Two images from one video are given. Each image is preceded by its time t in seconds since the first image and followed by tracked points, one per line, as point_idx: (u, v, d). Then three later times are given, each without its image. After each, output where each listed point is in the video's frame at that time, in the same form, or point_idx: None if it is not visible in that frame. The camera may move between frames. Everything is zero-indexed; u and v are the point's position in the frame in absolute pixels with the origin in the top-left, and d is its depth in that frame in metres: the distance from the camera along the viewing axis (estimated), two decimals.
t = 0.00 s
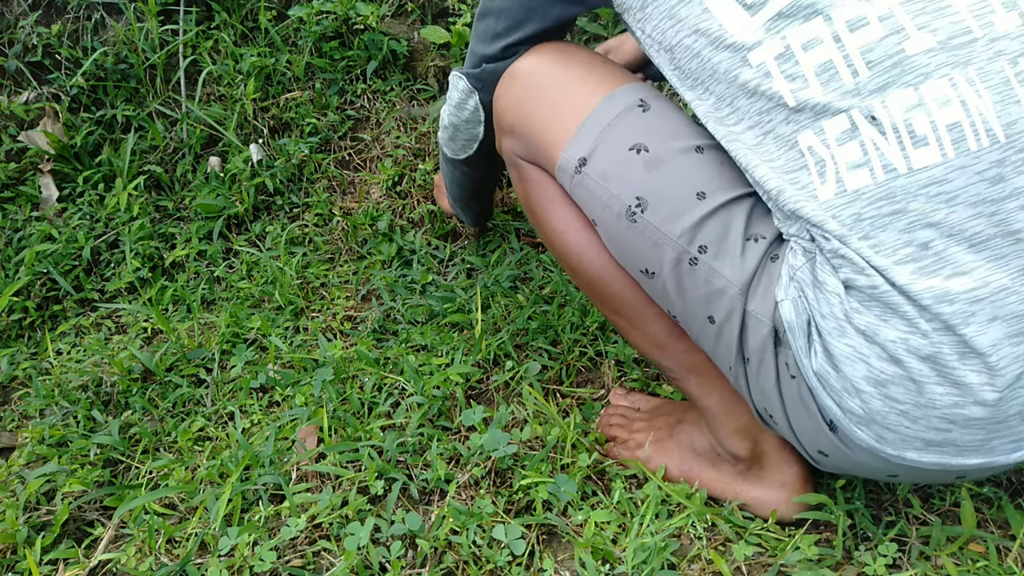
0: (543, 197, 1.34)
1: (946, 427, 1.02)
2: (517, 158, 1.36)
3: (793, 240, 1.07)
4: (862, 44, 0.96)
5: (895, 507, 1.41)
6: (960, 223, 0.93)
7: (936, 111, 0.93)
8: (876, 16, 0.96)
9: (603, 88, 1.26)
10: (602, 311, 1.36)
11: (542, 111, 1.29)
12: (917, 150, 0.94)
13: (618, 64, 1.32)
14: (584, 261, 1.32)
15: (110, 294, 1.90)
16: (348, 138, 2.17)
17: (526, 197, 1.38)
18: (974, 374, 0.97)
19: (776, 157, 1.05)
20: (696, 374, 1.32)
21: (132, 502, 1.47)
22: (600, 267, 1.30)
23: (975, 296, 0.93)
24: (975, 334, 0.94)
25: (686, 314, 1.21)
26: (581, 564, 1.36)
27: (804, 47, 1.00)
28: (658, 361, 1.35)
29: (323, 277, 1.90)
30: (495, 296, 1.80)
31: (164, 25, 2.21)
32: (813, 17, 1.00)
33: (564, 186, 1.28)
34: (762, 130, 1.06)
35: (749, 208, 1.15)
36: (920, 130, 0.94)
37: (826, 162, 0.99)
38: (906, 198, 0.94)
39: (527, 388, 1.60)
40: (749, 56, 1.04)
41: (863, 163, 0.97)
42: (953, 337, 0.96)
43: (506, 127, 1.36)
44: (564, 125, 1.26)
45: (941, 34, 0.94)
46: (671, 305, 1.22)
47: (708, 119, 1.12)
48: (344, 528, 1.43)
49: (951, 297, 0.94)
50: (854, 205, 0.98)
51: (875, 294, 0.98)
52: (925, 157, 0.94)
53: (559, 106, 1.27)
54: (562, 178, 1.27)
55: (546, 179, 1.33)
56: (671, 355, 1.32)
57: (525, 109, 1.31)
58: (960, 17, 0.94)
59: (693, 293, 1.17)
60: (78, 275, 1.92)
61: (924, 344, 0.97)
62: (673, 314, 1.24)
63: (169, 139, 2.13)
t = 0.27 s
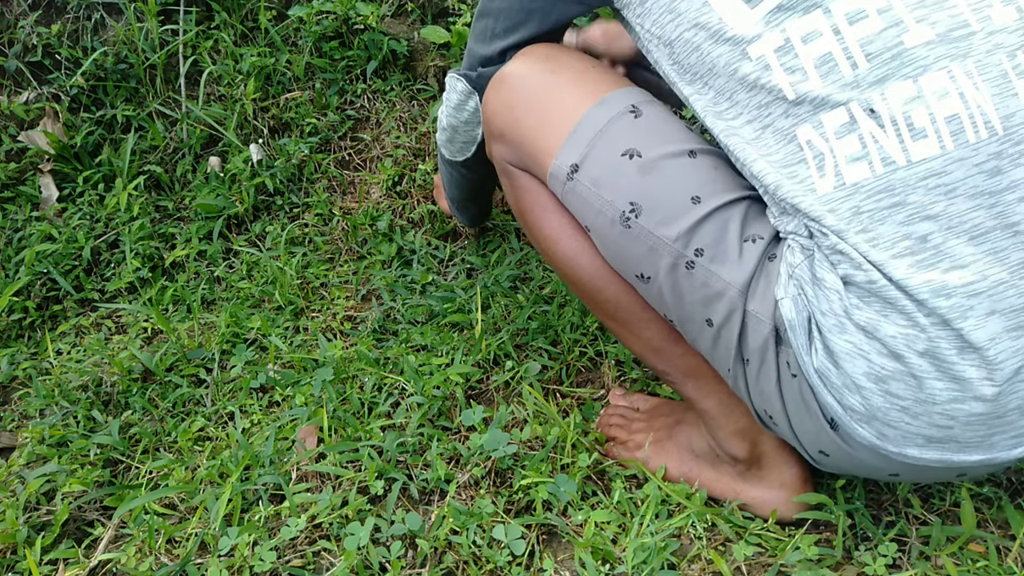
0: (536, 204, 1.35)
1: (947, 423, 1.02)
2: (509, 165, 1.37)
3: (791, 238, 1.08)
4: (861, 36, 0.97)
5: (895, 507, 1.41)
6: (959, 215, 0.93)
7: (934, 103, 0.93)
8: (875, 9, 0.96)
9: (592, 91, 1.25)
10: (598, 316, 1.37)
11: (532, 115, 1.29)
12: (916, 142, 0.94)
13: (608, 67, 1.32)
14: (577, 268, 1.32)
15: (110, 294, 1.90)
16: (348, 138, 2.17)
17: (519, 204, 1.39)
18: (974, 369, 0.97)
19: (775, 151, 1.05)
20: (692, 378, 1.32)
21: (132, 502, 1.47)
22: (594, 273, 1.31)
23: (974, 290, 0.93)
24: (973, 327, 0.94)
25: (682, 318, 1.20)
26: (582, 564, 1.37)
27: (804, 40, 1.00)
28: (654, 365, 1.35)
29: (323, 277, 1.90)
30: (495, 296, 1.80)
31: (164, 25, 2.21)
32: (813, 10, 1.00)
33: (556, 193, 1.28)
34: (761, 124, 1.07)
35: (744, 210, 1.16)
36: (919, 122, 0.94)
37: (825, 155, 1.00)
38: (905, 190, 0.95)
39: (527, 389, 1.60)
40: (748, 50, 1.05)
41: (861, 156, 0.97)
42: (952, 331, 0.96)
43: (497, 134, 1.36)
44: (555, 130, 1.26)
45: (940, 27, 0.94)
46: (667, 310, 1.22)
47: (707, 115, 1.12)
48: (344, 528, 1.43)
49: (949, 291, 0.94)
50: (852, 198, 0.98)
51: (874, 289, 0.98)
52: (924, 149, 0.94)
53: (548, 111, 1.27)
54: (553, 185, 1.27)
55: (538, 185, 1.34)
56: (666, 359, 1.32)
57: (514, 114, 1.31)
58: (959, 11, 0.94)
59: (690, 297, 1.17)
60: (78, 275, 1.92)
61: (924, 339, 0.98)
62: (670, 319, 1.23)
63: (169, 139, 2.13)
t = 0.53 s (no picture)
0: (541, 201, 1.34)
1: (969, 402, 1.00)
2: (513, 161, 1.35)
3: (801, 223, 1.09)
4: (864, 21, 0.98)
5: (895, 507, 1.41)
6: (972, 190, 0.93)
7: (941, 80, 0.94)
8: None
9: (598, 83, 1.25)
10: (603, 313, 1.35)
11: (538, 108, 1.28)
12: (924, 119, 0.95)
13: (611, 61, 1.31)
14: (584, 263, 1.31)
15: (110, 294, 1.91)
16: (348, 138, 2.17)
17: (524, 201, 1.37)
18: (993, 344, 0.95)
19: (784, 139, 1.07)
20: (696, 378, 1.32)
21: (132, 502, 1.47)
22: (602, 268, 1.30)
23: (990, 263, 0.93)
24: (990, 300, 0.93)
25: (696, 310, 1.20)
26: (581, 564, 1.36)
27: (807, 28, 1.02)
28: (658, 364, 1.34)
29: (323, 277, 1.90)
30: (495, 296, 1.80)
31: (164, 25, 2.21)
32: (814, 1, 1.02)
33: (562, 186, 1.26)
34: (768, 114, 1.08)
35: (757, 199, 1.15)
36: (926, 99, 0.94)
37: (834, 138, 1.01)
38: (915, 167, 0.95)
39: (527, 389, 1.59)
40: (753, 42, 1.06)
41: (870, 136, 0.98)
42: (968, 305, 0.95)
43: (501, 129, 1.35)
44: (563, 122, 1.24)
45: (940, 10, 0.95)
46: (679, 302, 1.21)
47: (717, 111, 1.16)
48: (344, 528, 1.43)
49: (964, 266, 0.93)
50: (863, 178, 0.99)
51: (887, 267, 0.98)
52: (932, 126, 0.94)
53: (555, 104, 1.26)
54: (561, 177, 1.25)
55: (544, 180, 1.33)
56: (672, 358, 1.32)
57: (520, 108, 1.30)
58: None
59: (705, 287, 1.16)
60: (78, 275, 1.92)
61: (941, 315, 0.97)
62: (681, 311, 1.22)
63: (169, 139, 2.13)
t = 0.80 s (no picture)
0: (545, 191, 1.33)
1: (990, 359, 0.99)
2: (516, 152, 1.35)
3: (810, 193, 1.11)
4: None
5: (895, 507, 1.41)
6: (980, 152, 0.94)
7: (943, 50, 0.96)
8: None
9: (602, 70, 1.26)
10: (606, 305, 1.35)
11: (543, 95, 1.28)
12: (929, 88, 0.96)
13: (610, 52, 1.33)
14: (589, 254, 1.31)
15: (110, 294, 1.91)
16: (348, 138, 2.17)
17: (527, 192, 1.36)
18: (1009, 298, 0.95)
19: (792, 115, 1.09)
20: (698, 371, 1.32)
21: (132, 502, 1.47)
22: (606, 256, 1.30)
23: (1000, 219, 0.93)
24: (1004, 255, 0.94)
25: (708, 289, 1.20)
26: (581, 564, 1.36)
27: (811, 5, 1.04)
28: (660, 356, 1.34)
29: (323, 277, 1.90)
30: (495, 296, 1.80)
31: (164, 25, 2.21)
32: None
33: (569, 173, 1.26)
34: (775, 92, 1.10)
35: (764, 176, 1.17)
36: (930, 68, 0.96)
37: (841, 110, 1.03)
38: (922, 133, 0.97)
39: (527, 389, 1.59)
40: (758, 22, 1.08)
41: (876, 106, 1.00)
42: (982, 260, 0.95)
43: (504, 120, 1.34)
44: (569, 109, 1.25)
45: None
46: (691, 282, 1.21)
47: (723, 91, 1.16)
48: (344, 528, 1.43)
49: (975, 222, 0.94)
50: (870, 147, 1.01)
51: (899, 226, 0.99)
52: (937, 94, 0.96)
53: (560, 90, 1.26)
54: (567, 164, 1.25)
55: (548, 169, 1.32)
56: (676, 349, 1.32)
57: (524, 96, 1.30)
58: None
59: (717, 264, 1.17)
60: (78, 275, 1.92)
61: (956, 272, 0.97)
62: (693, 292, 1.22)
63: (169, 139, 2.13)
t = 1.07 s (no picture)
0: (541, 195, 1.32)
1: (999, 336, 0.98)
2: (511, 156, 1.34)
3: (812, 180, 1.12)
4: None
5: (895, 507, 1.41)
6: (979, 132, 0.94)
7: (933, 38, 0.98)
8: None
9: (596, 70, 1.26)
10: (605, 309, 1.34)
11: (537, 98, 1.27)
12: (923, 75, 0.98)
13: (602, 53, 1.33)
14: (587, 258, 1.30)
15: (110, 294, 1.91)
16: (348, 138, 2.17)
17: (523, 197, 1.35)
18: (1015, 275, 0.95)
19: (789, 110, 1.10)
20: (698, 371, 1.32)
21: (132, 502, 1.47)
22: (603, 260, 1.29)
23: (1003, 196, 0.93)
24: (1007, 232, 0.93)
25: (714, 284, 1.19)
26: (581, 564, 1.36)
27: (804, 2, 1.05)
28: (659, 358, 1.33)
29: (323, 277, 1.90)
30: (495, 296, 1.80)
31: (164, 25, 2.21)
32: None
33: (568, 176, 1.25)
34: (772, 88, 1.11)
35: (763, 170, 1.17)
36: (923, 56, 0.98)
37: (838, 102, 1.04)
38: (920, 118, 0.98)
39: (528, 389, 1.60)
40: (752, 22, 1.09)
41: (873, 95, 1.01)
42: (986, 237, 0.95)
43: (498, 124, 1.33)
44: (564, 111, 1.24)
45: None
46: (695, 279, 1.20)
47: (722, 91, 1.18)
48: (344, 528, 1.43)
49: (977, 201, 0.94)
50: (870, 135, 1.02)
51: (903, 207, 1.00)
52: (932, 80, 0.97)
53: (555, 92, 1.26)
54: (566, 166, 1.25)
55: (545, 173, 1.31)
56: (675, 351, 1.31)
57: (518, 99, 1.29)
58: None
59: (722, 258, 1.16)
60: (78, 275, 1.92)
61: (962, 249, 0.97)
62: (697, 289, 1.22)
63: (169, 139, 2.13)
